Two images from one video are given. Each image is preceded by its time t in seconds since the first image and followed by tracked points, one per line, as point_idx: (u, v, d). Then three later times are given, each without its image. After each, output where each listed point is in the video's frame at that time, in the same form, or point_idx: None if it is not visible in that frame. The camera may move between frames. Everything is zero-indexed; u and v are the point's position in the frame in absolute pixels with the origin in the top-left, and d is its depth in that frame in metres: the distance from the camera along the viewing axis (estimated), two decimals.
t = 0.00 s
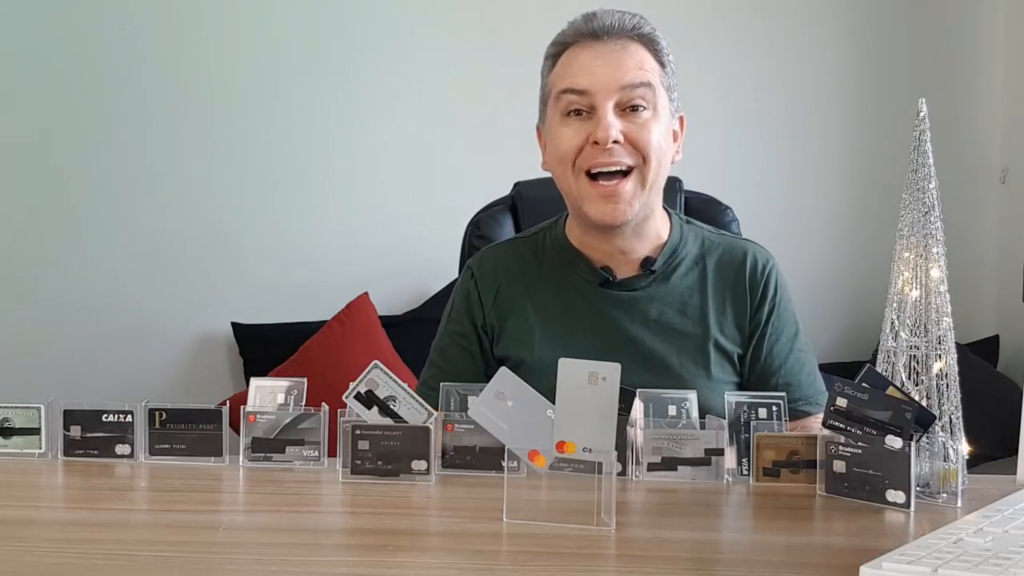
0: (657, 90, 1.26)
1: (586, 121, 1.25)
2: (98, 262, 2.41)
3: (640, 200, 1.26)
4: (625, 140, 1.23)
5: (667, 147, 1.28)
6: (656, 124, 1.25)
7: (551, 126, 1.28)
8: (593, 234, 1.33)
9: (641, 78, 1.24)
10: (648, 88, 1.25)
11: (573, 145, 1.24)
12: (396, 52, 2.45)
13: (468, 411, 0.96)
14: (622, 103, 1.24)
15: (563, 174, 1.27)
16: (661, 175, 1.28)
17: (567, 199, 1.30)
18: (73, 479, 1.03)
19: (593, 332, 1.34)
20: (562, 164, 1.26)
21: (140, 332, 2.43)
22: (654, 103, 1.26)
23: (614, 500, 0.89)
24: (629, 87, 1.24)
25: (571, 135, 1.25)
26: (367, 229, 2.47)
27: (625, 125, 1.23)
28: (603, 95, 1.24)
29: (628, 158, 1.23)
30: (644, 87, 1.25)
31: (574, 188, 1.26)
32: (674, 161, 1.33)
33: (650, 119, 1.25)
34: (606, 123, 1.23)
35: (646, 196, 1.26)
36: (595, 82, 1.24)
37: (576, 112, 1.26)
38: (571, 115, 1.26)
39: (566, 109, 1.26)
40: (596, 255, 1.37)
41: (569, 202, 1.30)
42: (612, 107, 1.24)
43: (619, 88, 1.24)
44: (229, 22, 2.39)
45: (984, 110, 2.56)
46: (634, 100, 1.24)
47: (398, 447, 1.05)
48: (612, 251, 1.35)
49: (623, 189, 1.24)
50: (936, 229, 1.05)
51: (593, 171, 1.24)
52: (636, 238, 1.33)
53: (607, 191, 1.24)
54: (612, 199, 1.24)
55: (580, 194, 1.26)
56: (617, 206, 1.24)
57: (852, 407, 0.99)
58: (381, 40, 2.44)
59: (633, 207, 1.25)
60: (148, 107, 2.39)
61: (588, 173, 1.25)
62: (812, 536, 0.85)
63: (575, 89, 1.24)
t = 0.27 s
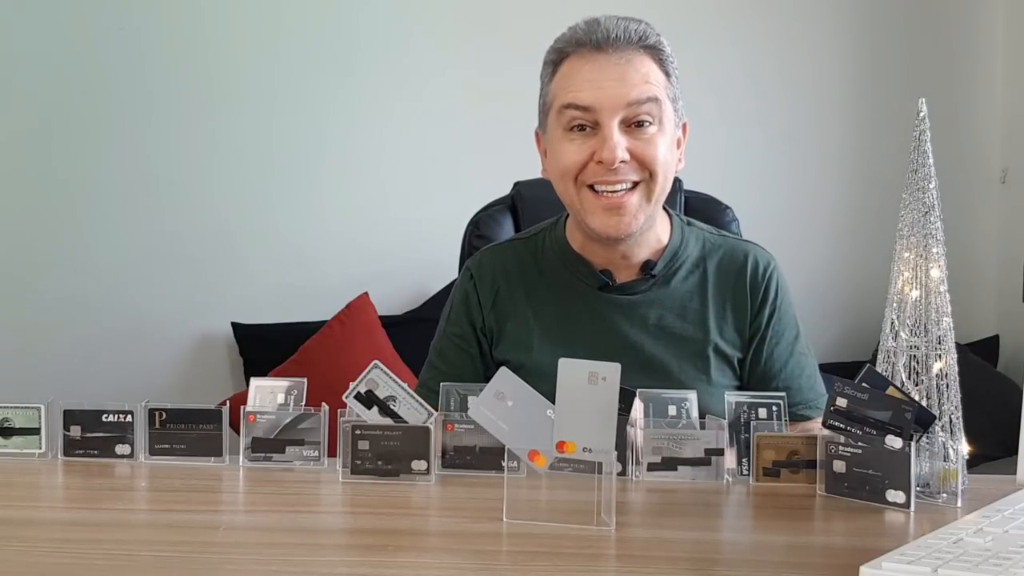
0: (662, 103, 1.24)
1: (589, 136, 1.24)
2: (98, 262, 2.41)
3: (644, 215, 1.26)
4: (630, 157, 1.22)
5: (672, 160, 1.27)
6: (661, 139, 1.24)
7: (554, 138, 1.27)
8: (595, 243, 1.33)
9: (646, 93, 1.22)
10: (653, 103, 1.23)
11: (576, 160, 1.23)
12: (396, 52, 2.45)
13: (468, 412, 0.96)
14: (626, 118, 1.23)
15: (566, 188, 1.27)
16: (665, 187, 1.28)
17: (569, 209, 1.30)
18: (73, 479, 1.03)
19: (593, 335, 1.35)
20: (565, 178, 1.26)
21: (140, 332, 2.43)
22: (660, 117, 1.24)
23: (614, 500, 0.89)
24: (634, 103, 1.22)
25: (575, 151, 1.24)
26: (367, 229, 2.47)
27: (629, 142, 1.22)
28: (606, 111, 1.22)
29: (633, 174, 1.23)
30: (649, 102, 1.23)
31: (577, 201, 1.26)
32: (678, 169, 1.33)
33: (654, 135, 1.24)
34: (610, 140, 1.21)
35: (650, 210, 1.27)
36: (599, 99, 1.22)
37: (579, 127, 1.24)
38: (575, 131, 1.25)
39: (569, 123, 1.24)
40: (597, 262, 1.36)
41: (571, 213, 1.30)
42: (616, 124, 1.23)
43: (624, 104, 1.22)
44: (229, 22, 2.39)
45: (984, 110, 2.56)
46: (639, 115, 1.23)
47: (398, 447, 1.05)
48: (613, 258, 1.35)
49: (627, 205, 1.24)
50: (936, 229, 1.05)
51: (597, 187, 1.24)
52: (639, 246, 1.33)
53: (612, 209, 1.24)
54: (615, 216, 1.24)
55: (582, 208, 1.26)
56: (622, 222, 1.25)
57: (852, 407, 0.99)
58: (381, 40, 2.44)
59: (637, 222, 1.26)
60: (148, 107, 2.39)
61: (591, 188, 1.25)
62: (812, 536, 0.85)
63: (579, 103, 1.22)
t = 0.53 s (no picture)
0: (664, 112, 1.23)
1: (591, 146, 1.23)
2: (98, 263, 2.41)
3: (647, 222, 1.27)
4: (633, 167, 1.22)
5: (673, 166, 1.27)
6: (663, 147, 1.23)
7: (555, 148, 1.26)
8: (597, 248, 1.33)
9: (647, 102, 1.21)
10: (654, 112, 1.22)
11: (579, 171, 1.23)
12: (397, 52, 2.45)
13: (468, 412, 0.96)
14: (628, 128, 1.22)
15: (569, 197, 1.27)
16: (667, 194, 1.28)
17: (571, 216, 1.31)
18: (73, 479, 1.03)
19: (593, 336, 1.35)
20: (567, 188, 1.26)
21: (140, 332, 2.43)
22: (662, 125, 1.23)
23: (614, 500, 0.89)
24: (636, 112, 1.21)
25: (577, 161, 1.24)
26: (368, 229, 2.47)
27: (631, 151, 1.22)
28: (608, 121, 1.21)
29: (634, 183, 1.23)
30: (650, 111, 1.22)
31: (581, 210, 1.27)
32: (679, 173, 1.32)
33: (656, 143, 1.23)
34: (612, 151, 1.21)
35: (651, 218, 1.27)
36: (600, 110, 1.21)
37: (580, 137, 1.24)
38: (576, 140, 1.24)
39: (570, 133, 1.24)
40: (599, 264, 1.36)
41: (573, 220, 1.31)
42: (617, 134, 1.22)
43: (625, 113, 1.21)
44: (229, 21, 2.39)
45: (984, 110, 2.56)
46: (641, 123, 1.22)
47: (398, 447, 1.05)
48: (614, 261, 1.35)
49: (631, 213, 1.25)
50: (936, 229, 1.05)
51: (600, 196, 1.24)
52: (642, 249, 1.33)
53: (614, 218, 1.25)
54: (619, 224, 1.25)
55: (586, 217, 1.27)
56: (626, 231, 1.25)
57: (852, 407, 0.99)
58: (381, 40, 2.44)
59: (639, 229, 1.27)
60: (149, 107, 2.39)
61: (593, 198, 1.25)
62: (812, 536, 0.85)
63: (580, 114, 1.22)
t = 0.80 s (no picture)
0: (661, 123, 1.23)
1: (587, 158, 1.23)
2: (97, 263, 2.41)
3: (642, 232, 1.28)
4: (627, 180, 1.22)
5: (670, 175, 1.27)
6: (659, 159, 1.23)
7: (551, 158, 1.26)
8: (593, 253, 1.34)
9: (644, 114, 1.21)
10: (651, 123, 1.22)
11: (574, 183, 1.23)
12: (397, 52, 2.45)
13: (468, 412, 0.96)
14: (625, 139, 1.22)
15: (564, 207, 1.28)
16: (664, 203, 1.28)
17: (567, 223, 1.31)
18: (73, 479, 1.03)
19: (594, 335, 1.35)
20: (562, 198, 1.26)
21: (140, 332, 2.43)
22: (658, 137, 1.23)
23: (614, 500, 0.89)
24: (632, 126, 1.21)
25: (572, 173, 1.24)
26: (367, 229, 2.47)
27: (628, 163, 1.22)
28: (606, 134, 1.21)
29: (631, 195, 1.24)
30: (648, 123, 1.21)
31: (575, 220, 1.27)
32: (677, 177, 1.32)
33: (654, 155, 1.23)
34: (607, 164, 1.21)
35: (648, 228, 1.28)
36: (597, 123, 1.20)
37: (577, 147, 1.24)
38: (573, 150, 1.24)
39: (566, 144, 1.24)
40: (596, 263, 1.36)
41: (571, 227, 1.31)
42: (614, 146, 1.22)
43: (621, 126, 1.21)
44: (229, 21, 2.39)
45: (984, 110, 2.56)
46: (636, 136, 1.22)
47: (398, 447, 1.05)
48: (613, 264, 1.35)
49: (624, 225, 1.25)
50: (936, 229, 1.05)
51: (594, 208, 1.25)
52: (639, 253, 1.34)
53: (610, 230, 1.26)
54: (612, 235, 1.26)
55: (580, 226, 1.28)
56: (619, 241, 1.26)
57: (852, 407, 0.99)
58: (381, 40, 2.44)
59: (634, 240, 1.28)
60: (148, 108, 2.39)
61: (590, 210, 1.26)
62: (812, 536, 0.85)
63: (575, 127, 1.21)
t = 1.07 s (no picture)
0: (660, 123, 1.23)
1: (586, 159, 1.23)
2: (97, 263, 2.41)
3: (642, 233, 1.28)
4: (627, 181, 1.22)
5: (670, 174, 1.27)
6: (658, 160, 1.23)
7: (551, 159, 1.26)
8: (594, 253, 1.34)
9: (643, 115, 1.21)
10: (651, 124, 1.22)
11: (573, 184, 1.24)
12: (397, 51, 2.45)
13: (468, 412, 0.96)
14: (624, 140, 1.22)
15: (564, 207, 1.28)
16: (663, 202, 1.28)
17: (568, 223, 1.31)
18: (73, 479, 1.03)
19: (594, 334, 1.35)
20: (562, 199, 1.26)
21: (140, 332, 2.43)
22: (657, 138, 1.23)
23: (614, 500, 0.89)
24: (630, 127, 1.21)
25: (571, 174, 1.23)
26: (367, 229, 2.47)
27: (628, 163, 1.22)
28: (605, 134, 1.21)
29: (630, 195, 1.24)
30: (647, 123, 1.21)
31: (575, 220, 1.27)
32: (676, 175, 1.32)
33: (653, 154, 1.23)
34: (606, 165, 1.21)
35: (648, 227, 1.28)
36: (596, 124, 1.20)
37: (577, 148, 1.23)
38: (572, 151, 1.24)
39: (565, 146, 1.24)
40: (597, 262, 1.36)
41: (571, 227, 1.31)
42: (614, 146, 1.22)
43: (620, 128, 1.20)
44: (229, 22, 2.39)
45: (983, 110, 2.56)
46: (636, 137, 1.22)
47: (398, 447, 1.05)
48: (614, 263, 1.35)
49: (624, 225, 1.25)
50: (936, 229, 1.05)
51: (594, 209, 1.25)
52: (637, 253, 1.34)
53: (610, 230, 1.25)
54: (611, 236, 1.26)
55: (580, 227, 1.27)
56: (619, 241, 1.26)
57: (852, 407, 0.99)
58: (380, 40, 2.44)
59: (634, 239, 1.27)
60: (148, 108, 2.39)
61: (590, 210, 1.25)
62: (812, 536, 0.85)
63: (574, 128, 1.21)
